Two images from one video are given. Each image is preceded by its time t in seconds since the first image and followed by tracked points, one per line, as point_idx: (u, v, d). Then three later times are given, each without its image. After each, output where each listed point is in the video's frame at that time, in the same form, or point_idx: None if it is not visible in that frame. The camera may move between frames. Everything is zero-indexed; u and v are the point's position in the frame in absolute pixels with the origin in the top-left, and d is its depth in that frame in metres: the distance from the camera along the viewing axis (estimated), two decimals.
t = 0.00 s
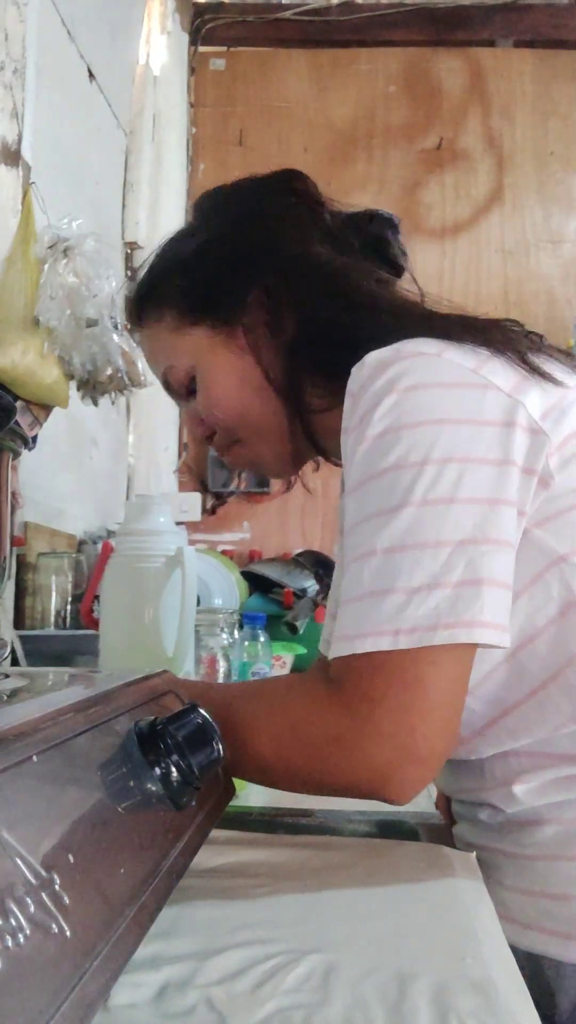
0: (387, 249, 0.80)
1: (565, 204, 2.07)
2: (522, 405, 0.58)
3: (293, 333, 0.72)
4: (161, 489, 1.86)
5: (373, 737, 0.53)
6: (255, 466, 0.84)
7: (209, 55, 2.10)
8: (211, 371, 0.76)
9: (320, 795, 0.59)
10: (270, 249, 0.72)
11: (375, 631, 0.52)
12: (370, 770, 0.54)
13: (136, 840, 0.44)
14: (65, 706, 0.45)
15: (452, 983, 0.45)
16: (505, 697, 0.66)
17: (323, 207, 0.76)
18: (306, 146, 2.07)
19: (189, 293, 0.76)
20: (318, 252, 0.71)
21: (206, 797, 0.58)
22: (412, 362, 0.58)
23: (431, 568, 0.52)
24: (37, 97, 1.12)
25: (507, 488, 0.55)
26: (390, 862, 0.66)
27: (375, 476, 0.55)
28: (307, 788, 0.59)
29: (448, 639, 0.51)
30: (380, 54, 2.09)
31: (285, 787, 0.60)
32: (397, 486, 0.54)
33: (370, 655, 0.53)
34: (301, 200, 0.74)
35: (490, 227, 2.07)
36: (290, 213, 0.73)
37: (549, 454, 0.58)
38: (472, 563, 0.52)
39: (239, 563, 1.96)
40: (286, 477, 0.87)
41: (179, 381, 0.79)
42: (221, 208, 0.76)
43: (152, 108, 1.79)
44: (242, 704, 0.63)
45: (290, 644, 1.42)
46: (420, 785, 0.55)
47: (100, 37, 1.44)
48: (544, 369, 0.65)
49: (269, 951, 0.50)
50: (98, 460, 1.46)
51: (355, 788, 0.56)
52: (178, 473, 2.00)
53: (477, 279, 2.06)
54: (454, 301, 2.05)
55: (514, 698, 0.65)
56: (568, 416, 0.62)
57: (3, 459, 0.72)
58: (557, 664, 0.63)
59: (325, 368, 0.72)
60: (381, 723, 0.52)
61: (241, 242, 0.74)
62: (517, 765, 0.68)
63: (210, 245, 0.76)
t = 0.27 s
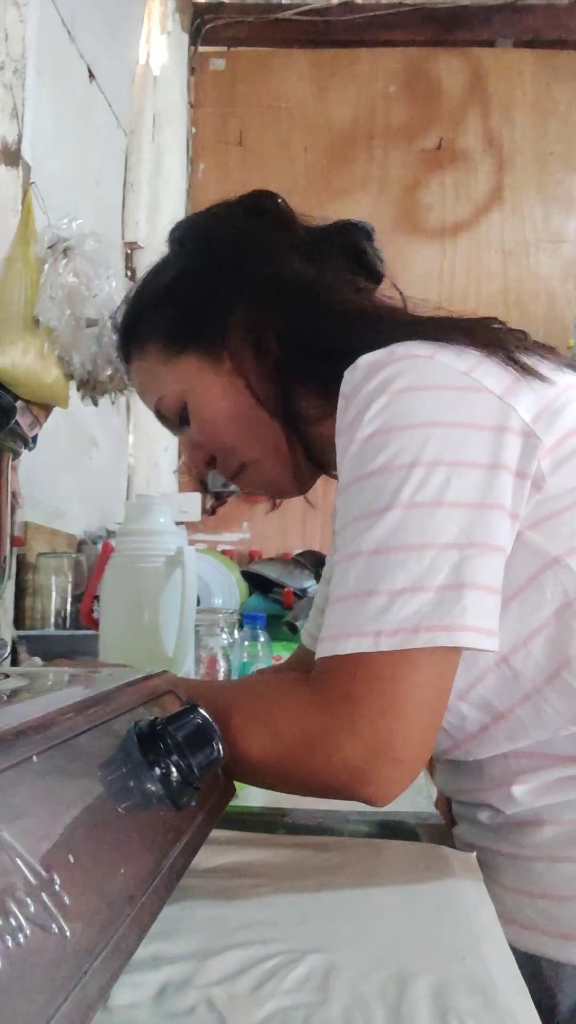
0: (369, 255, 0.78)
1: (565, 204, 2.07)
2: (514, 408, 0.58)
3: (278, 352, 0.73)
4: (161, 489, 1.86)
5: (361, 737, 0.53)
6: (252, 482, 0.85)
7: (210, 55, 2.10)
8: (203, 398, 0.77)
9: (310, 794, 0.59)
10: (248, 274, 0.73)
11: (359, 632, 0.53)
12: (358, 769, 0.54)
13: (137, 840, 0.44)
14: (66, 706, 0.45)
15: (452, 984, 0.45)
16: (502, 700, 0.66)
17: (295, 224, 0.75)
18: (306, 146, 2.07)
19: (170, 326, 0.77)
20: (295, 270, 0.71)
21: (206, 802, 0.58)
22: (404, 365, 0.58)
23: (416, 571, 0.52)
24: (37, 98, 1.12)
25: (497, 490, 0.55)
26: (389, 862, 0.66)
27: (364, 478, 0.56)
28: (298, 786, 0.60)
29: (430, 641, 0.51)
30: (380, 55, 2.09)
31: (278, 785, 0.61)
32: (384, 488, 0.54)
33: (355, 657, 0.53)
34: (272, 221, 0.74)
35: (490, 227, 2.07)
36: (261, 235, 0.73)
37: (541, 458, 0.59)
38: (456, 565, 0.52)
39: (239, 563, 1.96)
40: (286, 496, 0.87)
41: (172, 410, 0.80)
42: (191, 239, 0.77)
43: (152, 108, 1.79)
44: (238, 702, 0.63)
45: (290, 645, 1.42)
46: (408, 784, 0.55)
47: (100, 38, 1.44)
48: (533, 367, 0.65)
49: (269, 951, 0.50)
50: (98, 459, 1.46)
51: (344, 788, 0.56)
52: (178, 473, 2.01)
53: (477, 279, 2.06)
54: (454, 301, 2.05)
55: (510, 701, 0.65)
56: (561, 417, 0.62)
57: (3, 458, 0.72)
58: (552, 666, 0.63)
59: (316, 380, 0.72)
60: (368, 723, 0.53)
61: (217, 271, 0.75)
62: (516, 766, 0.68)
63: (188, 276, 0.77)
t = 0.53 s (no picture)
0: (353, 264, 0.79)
1: (565, 204, 2.07)
2: (509, 411, 0.58)
3: (265, 369, 0.72)
4: (161, 489, 1.86)
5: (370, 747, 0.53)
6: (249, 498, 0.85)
7: (210, 55, 2.10)
8: (195, 421, 0.77)
9: (320, 802, 0.59)
10: (232, 294, 0.73)
11: (369, 641, 0.53)
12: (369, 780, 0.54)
13: (137, 840, 0.44)
14: (66, 706, 0.45)
15: (453, 984, 0.45)
16: (504, 703, 0.65)
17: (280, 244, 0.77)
18: (306, 146, 2.07)
19: (160, 352, 0.78)
20: (278, 288, 0.72)
21: (205, 808, 0.57)
22: (399, 371, 0.58)
23: (426, 580, 0.52)
24: (37, 97, 1.12)
25: (497, 493, 0.55)
26: (389, 862, 0.66)
27: (366, 488, 0.55)
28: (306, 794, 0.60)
29: (445, 647, 0.51)
30: (380, 54, 2.09)
31: (284, 791, 0.61)
32: (390, 497, 0.54)
33: (366, 666, 0.53)
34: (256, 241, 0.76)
35: (490, 226, 2.07)
36: (246, 256, 0.74)
37: (537, 460, 0.59)
38: (466, 570, 0.52)
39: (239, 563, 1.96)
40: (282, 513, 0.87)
41: (164, 431, 0.81)
42: (177, 267, 0.78)
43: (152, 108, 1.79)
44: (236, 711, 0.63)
45: (290, 645, 1.42)
46: (423, 795, 0.55)
47: (100, 38, 1.44)
48: (524, 369, 0.65)
49: (269, 951, 0.50)
50: (98, 460, 1.46)
51: (353, 797, 0.56)
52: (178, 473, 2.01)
53: (477, 278, 2.06)
54: (454, 301, 2.05)
55: (513, 704, 0.65)
56: (554, 419, 0.62)
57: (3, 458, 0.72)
58: (555, 668, 0.63)
59: (306, 395, 0.72)
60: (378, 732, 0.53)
61: (203, 295, 0.75)
62: (518, 767, 0.68)
63: (174, 303, 0.77)
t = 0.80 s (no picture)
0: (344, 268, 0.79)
1: (565, 204, 2.07)
2: (505, 413, 0.58)
3: (258, 377, 0.73)
4: (161, 489, 1.87)
5: (370, 751, 0.53)
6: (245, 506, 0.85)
7: (210, 55, 2.10)
8: (189, 427, 0.77)
9: (320, 807, 0.59)
10: (224, 301, 0.73)
11: (369, 645, 0.53)
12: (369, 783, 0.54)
13: (137, 840, 0.44)
14: (66, 706, 0.45)
15: (452, 984, 0.45)
16: (504, 704, 0.66)
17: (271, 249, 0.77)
18: (306, 146, 2.07)
19: (154, 359, 0.77)
20: (267, 294, 0.72)
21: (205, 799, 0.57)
22: (395, 375, 0.59)
23: (426, 583, 0.52)
24: (37, 98, 1.12)
25: (495, 496, 0.55)
26: (389, 862, 0.66)
27: (364, 492, 0.56)
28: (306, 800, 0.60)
29: (446, 650, 0.52)
30: (380, 54, 2.09)
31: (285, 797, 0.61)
32: (389, 501, 0.54)
33: (366, 671, 0.53)
34: (246, 248, 0.76)
35: (490, 226, 2.07)
36: (237, 263, 0.75)
37: (533, 462, 0.59)
38: (466, 573, 0.52)
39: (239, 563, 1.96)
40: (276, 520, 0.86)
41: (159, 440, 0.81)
42: (167, 276, 0.78)
43: (152, 108, 1.79)
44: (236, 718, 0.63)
45: (290, 646, 1.42)
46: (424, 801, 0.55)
47: (100, 37, 1.44)
48: (519, 370, 0.65)
49: (268, 951, 0.50)
50: (98, 460, 1.46)
51: (353, 801, 0.56)
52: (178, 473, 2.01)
53: (477, 278, 2.06)
54: (454, 301, 2.05)
55: (513, 706, 0.65)
56: (551, 420, 0.62)
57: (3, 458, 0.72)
58: (554, 670, 0.63)
59: (295, 401, 0.73)
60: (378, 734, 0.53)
61: (193, 301, 0.75)
62: (517, 768, 0.68)
63: (165, 310, 0.77)
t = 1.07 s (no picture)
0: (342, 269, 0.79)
1: (565, 204, 2.07)
2: (500, 415, 0.58)
3: (257, 379, 0.73)
4: (161, 489, 1.87)
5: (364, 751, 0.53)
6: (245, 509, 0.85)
7: (209, 55, 2.10)
8: (189, 430, 0.78)
9: (316, 808, 0.59)
10: (221, 303, 0.73)
11: (363, 645, 0.53)
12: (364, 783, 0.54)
13: (137, 841, 0.44)
14: (66, 706, 0.45)
15: (453, 984, 0.45)
16: (501, 705, 0.66)
17: (269, 251, 0.77)
18: (306, 146, 2.07)
19: (154, 363, 0.78)
20: (265, 296, 0.72)
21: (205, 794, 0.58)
22: (391, 376, 0.59)
23: (420, 584, 0.52)
24: (37, 98, 1.12)
25: (489, 497, 0.55)
26: (389, 862, 0.66)
27: (359, 494, 0.56)
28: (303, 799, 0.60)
29: (439, 651, 0.51)
30: (380, 54, 2.08)
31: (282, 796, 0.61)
32: (383, 502, 0.54)
33: (360, 671, 0.53)
34: (244, 251, 0.76)
35: (490, 226, 2.07)
36: (234, 266, 0.75)
37: (529, 462, 0.59)
38: (460, 573, 0.52)
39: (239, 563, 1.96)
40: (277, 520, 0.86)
41: (160, 441, 0.81)
42: (166, 280, 0.78)
43: (152, 108, 1.79)
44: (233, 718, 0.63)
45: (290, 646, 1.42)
46: (419, 800, 0.55)
47: (100, 37, 1.44)
48: (515, 371, 0.65)
49: (268, 951, 0.50)
50: (98, 460, 1.46)
51: (348, 801, 0.56)
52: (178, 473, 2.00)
53: (477, 278, 2.06)
54: (454, 301, 2.05)
55: (511, 706, 0.65)
56: (548, 421, 0.62)
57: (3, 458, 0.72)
58: (551, 670, 0.63)
59: (295, 401, 0.72)
60: (372, 734, 0.53)
61: (192, 305, 0.75)
62: (516, 768, 0.68)
63: (164, 313, 0.77)
